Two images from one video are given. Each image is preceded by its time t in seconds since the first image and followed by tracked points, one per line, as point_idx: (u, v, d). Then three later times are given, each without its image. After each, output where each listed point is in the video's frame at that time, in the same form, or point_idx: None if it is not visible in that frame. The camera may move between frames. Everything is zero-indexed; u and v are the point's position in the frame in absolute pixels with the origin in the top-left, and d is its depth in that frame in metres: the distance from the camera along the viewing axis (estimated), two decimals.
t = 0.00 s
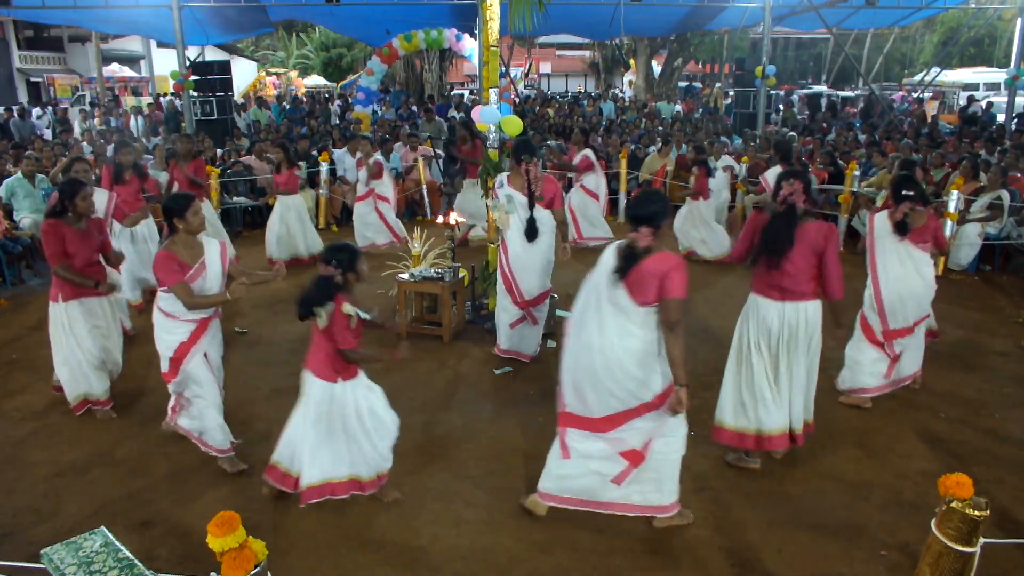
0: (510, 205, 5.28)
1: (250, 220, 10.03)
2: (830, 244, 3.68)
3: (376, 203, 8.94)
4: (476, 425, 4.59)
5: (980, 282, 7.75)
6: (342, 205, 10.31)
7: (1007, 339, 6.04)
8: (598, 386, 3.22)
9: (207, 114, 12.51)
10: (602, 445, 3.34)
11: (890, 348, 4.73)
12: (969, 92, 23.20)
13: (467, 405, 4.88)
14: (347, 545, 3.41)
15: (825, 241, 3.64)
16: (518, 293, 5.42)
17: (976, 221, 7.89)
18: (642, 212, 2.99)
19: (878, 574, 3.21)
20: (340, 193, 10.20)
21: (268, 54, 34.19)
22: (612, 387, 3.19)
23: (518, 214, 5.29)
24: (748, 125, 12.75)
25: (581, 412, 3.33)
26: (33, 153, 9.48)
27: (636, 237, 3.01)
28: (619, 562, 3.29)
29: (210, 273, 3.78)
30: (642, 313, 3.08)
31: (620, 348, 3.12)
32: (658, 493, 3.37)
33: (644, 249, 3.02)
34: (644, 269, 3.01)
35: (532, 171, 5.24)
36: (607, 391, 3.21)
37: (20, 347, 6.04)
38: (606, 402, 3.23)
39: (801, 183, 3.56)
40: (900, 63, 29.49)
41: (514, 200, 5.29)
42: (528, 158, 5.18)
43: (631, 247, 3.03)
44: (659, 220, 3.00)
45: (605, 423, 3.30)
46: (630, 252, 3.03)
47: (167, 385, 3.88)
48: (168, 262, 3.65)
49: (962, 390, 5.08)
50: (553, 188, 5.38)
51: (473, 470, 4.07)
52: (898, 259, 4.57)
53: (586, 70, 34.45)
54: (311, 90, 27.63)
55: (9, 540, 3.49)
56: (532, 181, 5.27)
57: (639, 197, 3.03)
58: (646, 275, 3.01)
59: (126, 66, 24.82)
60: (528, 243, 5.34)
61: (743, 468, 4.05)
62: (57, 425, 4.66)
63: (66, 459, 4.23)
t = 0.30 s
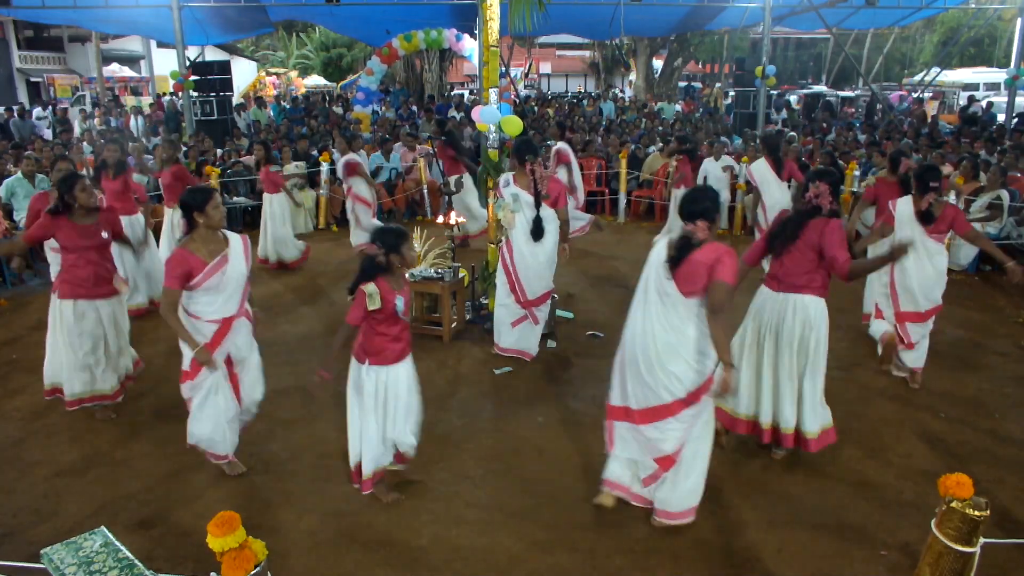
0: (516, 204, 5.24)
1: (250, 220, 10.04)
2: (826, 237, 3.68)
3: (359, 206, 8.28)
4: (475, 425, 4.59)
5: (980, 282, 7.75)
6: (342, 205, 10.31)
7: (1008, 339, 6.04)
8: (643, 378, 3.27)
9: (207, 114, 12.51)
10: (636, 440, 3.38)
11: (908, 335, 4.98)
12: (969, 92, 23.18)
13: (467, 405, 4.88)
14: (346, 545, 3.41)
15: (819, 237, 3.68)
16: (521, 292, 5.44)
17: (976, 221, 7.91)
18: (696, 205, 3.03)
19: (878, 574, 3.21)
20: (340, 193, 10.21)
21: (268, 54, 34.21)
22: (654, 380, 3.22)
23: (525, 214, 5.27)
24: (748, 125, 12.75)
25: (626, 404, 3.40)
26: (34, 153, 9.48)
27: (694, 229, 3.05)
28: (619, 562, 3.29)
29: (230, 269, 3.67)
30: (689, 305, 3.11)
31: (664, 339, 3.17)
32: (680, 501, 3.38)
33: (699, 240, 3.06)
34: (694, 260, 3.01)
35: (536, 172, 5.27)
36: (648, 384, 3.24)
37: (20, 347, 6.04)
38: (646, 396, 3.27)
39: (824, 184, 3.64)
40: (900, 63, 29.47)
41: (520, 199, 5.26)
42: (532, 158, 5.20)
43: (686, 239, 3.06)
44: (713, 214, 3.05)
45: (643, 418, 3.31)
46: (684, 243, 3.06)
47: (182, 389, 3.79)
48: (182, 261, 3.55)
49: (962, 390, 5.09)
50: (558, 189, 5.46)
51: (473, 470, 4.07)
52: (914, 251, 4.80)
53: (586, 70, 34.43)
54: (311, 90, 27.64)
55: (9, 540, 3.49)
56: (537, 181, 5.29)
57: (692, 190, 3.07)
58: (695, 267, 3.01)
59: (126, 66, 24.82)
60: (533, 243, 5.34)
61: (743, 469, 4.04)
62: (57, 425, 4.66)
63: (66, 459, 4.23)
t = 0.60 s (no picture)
0: (519, 203, 5.24)
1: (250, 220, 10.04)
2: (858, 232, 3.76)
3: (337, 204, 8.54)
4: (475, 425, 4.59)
5: (980, 282, 7.75)
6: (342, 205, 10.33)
7: (1008, 339, 6.04)
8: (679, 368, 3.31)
9: (207, 114, 12.51)
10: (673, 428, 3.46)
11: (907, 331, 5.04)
12: (969, 92, 23.18)
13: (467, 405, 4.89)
14: (346, 545, 3.42)
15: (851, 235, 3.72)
16: (523, 293, 5.43)
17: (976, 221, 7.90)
18: (723, 200, 3.05)
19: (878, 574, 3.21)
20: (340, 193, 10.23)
21: (268, 54, 34.22)
22: (692, 371, 3.25)
23: (528, 212, 5.27)
24: (748, 125, 12.76)
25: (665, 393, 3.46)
26: (34, 153, 9.49)
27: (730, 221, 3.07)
28: (619, 562, 3.29)
29: (268, 279, 3.49)
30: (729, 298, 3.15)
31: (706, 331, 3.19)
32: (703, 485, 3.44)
33: (736, 232, 3.09)
34: (734, 252, 3.08)
35: (539, 172, 5.28)
36: (687, 376, 3.28)
37: (20, 346, 6.05)
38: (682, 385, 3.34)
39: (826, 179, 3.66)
40: (900, 63, 29.48)
41: (523, 198, 5.26)
42: (534, 157, 5.22)
43: (725, 231, 3.09)
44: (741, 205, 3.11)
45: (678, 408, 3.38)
46: (725, 235, 3.09)
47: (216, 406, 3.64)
48: (226, 270, 3.35)
49: (962, 390, 5.09)
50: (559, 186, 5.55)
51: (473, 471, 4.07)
52: (915, 245, 4.85)
53: (586, 70, 34.43)
54: (311, 90, 27.66)
55: (9, 540, 3.49)
56: (540, 179, 5.30)
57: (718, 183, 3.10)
58: (738, 258, 3.08)
59: (126, 66, 24.83)
60: (535, 242, 5.36)
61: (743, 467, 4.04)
62: (57, 425, 4.66)
63: (66, 459, 4.23)
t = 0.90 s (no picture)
0: (518, 205, 5.29)
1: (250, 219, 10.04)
2: (872, 214, 4.20)
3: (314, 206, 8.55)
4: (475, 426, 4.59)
5: (980, 282, 7.75)
6: (342, 205, 10.34)
7: (1008, 339, 6.04)
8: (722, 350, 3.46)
9: (207, 114, 12.51)
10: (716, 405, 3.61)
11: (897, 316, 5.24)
12: (969, 92, 23.18)
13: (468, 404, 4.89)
14: (346, 546, 3.41)
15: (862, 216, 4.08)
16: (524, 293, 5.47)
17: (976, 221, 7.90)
18: (758, 191, 3.22)
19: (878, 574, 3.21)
20: (340, 193, 10.23)
21: (268, 54, 34.24)
22: (740, 353, 3.40)
23: (527, 213, 5.29)
24: (748, 125, 12.76)
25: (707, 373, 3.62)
26: (34, 153, 9.48)
27: (764, 210, 3.25)
28: (618, 562, 3.29)
29: (334, 282, 3.43)
30: (769, 283, 3.31)
31: (751, 317, 3.34)
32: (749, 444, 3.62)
33: (772, 219, 3.25)
34: (776, 241, 3.22)
35: (540, 172, 5.25)
36: (732, 356, 3.43)
37: (20, 347, 6.04)
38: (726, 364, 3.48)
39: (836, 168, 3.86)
40: (900, 63, 29.52)
41: (522, 199, 5.29)
42: (535, 156, 5.20)
43: (761, 219, 3.25)
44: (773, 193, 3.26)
45: (724, 386, 3.53)
46: (762, 223, 3.25)
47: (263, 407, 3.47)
48: (296, 266, 3.26)
49: (962, 390, 5.09)
50: (554, 185, 5.68)
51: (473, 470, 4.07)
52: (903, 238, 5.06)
53: (586, 70, 34.42)
54: (311, 90, 27.68)
55: (9, 540, 3.49)
56: (539, 179, 5.27)
57: (748, 177, 3.25)
58: (778, 242, 3.22)
59: (126, 66, 24.84)
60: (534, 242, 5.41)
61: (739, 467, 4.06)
62: (57, 425, 4.66)
63: (66, 459, 4.24)
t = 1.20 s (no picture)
0: (515, 206, 5.26)
1: (250, 220, 10.04)
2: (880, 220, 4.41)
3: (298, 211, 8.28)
4: (475, 426, 4.59)
5: (980, 282, 7.75)
6: (342, 205, 10.34)
7: (1007, 339, 6.04)
8: (768, 350, 3.60)
9: (207, 114, 12.50)
10: (758, 402, 3.74)
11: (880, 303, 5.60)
12: (969, 92, 23.18)
13: (468, 404, 4.89)
14: (346, 546, 3.41)
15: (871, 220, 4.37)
16: (523, 295, 5.43)
17: (975, 221, 7.90)
18: (782, 194, 3.39)
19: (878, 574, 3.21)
20: (340, 193, 10.23)
21: (268, 54, 34.24)
22: (784, 349, 3.57)
23: (524, 215, 5.28)
24: (748, 125, 12.76)
25: (744, 376, 3.71)
26: (35, 152, 9.48)
27: (792, 211, 3.42)
28: (619, 562, 3.29)
29: (394, 294, 3.38)
30: (804, 281, 3.53)
31: (795, 313, 3.54)
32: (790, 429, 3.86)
33: (801, 221, 3.46)
34: (807, 240, 3.47)
35: (536, 172, 5.24)
36: (777, 354, 3.59)
37: (20, 347, 6.04)
38: (770, 363, 3.63)
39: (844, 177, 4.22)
40: (900, 63, 29.52)
41: (519, 200, 5.28)
42: (533, 157, 5.19)
43: (791, 220, 3.43)
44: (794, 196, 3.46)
45: (768, 381, 3.69)
46: (793, 223, 3.43)
47: (346, 419, 3.41)
48: (364, 277, 3.23)
49: (962, 390, 5.09)
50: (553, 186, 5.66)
51: (473, 470, 4.07)
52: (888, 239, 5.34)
53: (586, 70, 34.40)
54: (311, 90, 27.68)
55: (8, 540, 3.49)
56: (536, 181, 5.27)
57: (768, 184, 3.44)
58: (810, 241, 3.48)
59: (125, 66, 24.84)
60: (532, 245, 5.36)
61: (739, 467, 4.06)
62: (57, 425, 4.65)
63: (66, 459, 4.24)
